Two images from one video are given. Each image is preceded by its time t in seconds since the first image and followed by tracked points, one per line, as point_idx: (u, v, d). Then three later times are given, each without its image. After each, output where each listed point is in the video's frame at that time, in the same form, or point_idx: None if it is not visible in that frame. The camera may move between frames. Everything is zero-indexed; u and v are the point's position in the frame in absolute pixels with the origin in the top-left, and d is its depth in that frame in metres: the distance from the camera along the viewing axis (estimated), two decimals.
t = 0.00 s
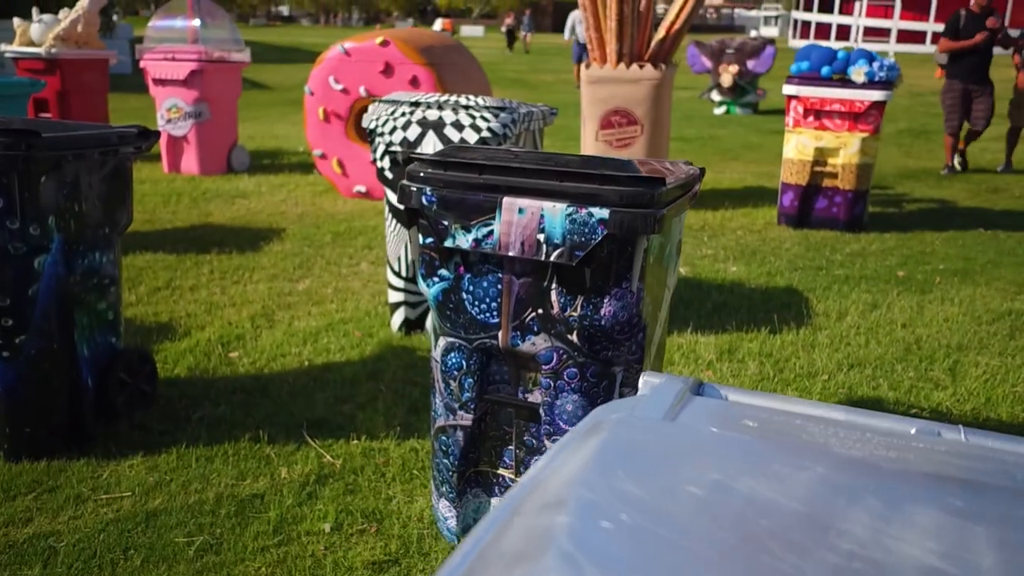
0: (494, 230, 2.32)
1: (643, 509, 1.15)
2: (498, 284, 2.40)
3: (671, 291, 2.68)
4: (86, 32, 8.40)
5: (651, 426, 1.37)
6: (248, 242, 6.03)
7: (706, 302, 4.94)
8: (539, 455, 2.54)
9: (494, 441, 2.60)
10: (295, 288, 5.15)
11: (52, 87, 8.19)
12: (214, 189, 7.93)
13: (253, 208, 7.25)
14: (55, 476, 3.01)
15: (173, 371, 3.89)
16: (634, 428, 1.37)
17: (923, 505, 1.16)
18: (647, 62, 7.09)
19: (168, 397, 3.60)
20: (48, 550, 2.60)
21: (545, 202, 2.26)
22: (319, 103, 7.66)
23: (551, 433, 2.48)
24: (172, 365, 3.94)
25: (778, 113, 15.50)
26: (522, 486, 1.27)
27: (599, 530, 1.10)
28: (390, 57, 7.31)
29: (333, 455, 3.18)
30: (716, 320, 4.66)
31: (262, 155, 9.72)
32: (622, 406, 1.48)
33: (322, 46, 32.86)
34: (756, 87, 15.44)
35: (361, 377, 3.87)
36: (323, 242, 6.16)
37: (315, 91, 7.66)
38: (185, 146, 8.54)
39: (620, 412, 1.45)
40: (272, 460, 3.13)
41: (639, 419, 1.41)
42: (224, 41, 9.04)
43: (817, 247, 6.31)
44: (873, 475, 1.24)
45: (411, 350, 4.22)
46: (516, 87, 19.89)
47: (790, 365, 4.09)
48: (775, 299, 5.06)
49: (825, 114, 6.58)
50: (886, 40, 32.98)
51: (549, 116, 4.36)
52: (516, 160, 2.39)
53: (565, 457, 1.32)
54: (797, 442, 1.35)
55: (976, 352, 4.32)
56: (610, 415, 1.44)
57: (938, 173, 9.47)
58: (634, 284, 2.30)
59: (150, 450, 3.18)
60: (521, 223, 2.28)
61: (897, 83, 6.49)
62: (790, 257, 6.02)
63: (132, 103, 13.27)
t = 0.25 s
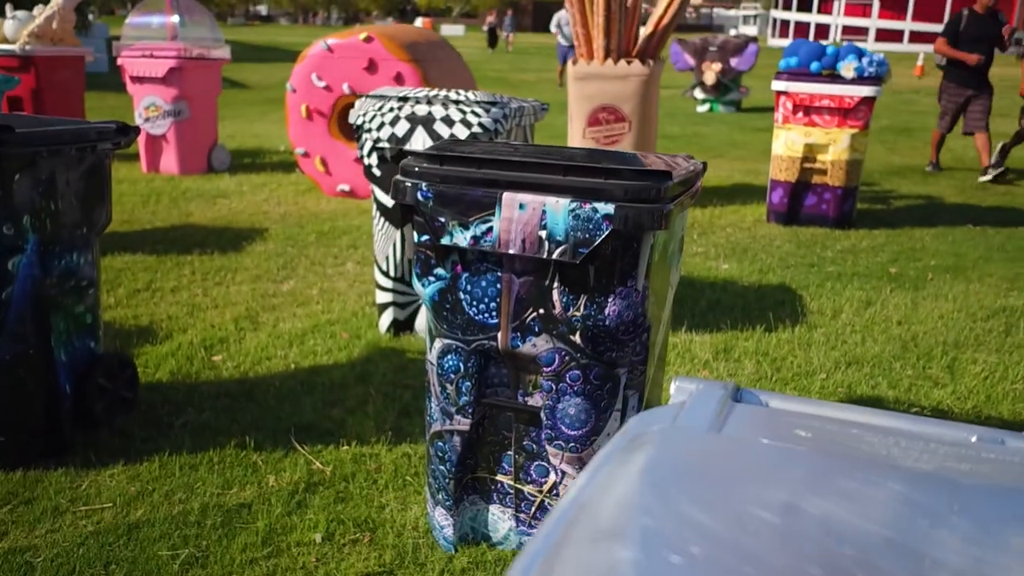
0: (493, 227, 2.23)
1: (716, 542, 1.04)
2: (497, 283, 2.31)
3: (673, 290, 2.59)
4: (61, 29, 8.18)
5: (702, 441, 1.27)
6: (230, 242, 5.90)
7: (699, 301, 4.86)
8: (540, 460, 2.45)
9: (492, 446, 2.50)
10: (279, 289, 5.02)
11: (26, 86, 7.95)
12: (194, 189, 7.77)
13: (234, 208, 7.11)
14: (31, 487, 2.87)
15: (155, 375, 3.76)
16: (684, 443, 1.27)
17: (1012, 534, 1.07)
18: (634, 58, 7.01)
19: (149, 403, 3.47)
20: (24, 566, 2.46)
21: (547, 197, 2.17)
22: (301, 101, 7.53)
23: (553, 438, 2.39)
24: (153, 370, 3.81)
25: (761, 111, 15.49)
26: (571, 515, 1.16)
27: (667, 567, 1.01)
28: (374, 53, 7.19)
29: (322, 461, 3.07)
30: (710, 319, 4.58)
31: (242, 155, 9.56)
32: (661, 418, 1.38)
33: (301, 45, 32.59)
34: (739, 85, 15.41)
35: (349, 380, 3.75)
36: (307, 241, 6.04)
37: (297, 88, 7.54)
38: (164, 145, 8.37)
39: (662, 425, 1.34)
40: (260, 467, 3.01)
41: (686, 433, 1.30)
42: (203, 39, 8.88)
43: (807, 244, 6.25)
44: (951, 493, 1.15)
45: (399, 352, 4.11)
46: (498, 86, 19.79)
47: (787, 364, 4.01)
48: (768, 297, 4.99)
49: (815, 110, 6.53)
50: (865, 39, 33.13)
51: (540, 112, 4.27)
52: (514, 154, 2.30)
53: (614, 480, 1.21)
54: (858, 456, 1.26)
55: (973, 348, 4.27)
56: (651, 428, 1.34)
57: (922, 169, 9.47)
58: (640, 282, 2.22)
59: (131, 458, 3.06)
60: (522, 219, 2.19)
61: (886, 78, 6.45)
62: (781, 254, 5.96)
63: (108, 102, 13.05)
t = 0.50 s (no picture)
0: (475, 225, 2.17)
1: (755, 557, 0.93)
2: (480, 283, 2.24)
3: (658, 288, 2.54)
4: (22, 27, 8.07)
5: (725, 445, 1.16)
6: (198, 244, 5.77)
7: (677, 298, 4.83)
8: (525, 464, 2.38)
9: (475, 450, 2.43)
10: (250, 291, 4.91)
11: None
12: (160, 190, 7.61)
13: (202, 209, 6.97)
14: None
15: (122, 381, 3.65)
16: (706, 448, 1.16)
17: None
18: (607, 55, 6.98)
19: (117, 410, 3.36)
20: None
21: (531, 194, 2.12)
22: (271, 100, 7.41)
23: (538, 441, 2.33)
24: (120, 376, 3.69)
25: (731, 109, 15.55)
26: (591, 533, 1.04)
27: None
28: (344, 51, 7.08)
29: (298, 468, 2.98)
30: (688, 317, 4.55)
31: (210, 155, 9.39)
32: (676, 423, 1.27)
33: (269, 45, 32.25)
34: (708, 84, 15.46)
35: (324, 384, 3.66)
36: (278, 243, 5.92)
37: (265, 87, 7.42)
38: (129, 145, 8.19)
39: (678, 431, 1.24)
40: (233, 475, 2.91)
41: (707, 438, 1.20)
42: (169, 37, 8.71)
43: (782, 240, 6.25)
44: (1000, 497, 1.05)
45: (375, 354, 4.02)
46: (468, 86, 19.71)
47: (767, 361, 3.99)
48: (746, 294, 4.97)
49: (788, 107, 6.54)
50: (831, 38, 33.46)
51: (516, 109, 4.21)
52: (496, 149, 2.24)
53: (635, 492, 1.10)
54: (892, 458, 1.16)
55: (950, 343, 4.26)
56: (668, 434, 1.23)
57: (892, 166, 9.54)
58: (626, 280, 2.17)
59: (98, 467, 2.95)
60: (505, 216, 2.14)
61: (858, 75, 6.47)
62: (756, 251, 5.95)
63: (70, 103, 12.79)
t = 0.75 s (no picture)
0: (458, 227, 2.12)
1: None
2: (464, 285, 2.20)
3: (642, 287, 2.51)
4: None
5: (751, 465, 1.05)
6: (169, 247, 5.66)
7: (655, 298, 4.81)
8: (511, 469, 2.34)
9: (460, 456, 2.39)
10: (223, 295, 4.82)
11: None
12: (128, 192, 7.48)
13: (171, 212, 6.85)
14: None
15: (93, 390, 3.55)
16: (731, 469, 1.04)
17: None
18: (581, 54, 6.96)
19: (88, 419, 3.26)
20: None
21: (516, 194, 2.08)
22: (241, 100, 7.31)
23: (524, 446, 2.28)
24: (91, 383, 3.60)
25: (702, 107, 15.61)
26: (615, 565, 0.92)
27: None
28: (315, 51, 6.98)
29: (276, 476, 2.91)
30: (667, 317, 4.53)
31: (179, 157, 9.24)
32: (694, 434, 1.15)
33: (236, 45, 31.92)
34: (679, 82, 15.51)
35: (301, 390, 3.59)
36: (251, 246, 5.83)
37: (235, 87, 7.34)
38: (96, 147, 8.04)
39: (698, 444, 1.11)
40: (210, 485, 2.84)
41: (732, 453, 1.08)
42: (135, 37, 8.55)
43: (757, 239, 6.26)
44: None
45: (352, 358, 3.96)
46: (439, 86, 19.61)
47: (748, 360, 3.98)
48: (724, 293, 4.96)
49: (761, 106, 6.57)
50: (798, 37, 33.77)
51: (492, 109, 4.17)
52: (479, 149, 2.19)
53: (657, 519, 0.98)
54: (929, 475, 1.06)
55: (927, 339, 4.28)
56: (686, 447, 1.11)
57: (864, 164, 9.61)
58: (612, 281, 2.13)
59: (70, 479, 2.86)
60: (489, 217, 2.09)
61: (831, 73, 6.48)
62: (732, 250, 5.96)
63: (34, 104, 12.53)
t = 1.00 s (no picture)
0: (452, 229, 2.07)
1: None
2: (458, 289, 2.14)
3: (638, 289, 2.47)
4: None
5: (801, 485, 0.96)
6: (147, 250, 5.56)
7: (642, 298, 4.77)
8: (506, 476, 2.28)
9: (453, 463, 2.33)
10: (204, 299, 4.73)
11: None
12: (104, 194, 7.35)
13: (149, 214, 6.73)
14: None
15: (72, 398, 3.46)
16: (780, 491, 0.95)
17: None
18: (564, 52, 6.93)
19: (67, 428, 3.17)
20: None
21: (511, 195, 2.02)
22: (219, 100, 7.20)
23: (520, 453, 2.23)
24: (69, 391, 3.51)
25: (682, 106, 15.64)
26: None
27: None
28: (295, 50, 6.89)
29: (263, 485, 2.84)
30: (655, 317, 4.50)
31: (156, 158, 9.11)
32: (730, 453, 1.06)
33: (212, 45, 31.65)
34: (659, 81, 15.53)
35: (286, 395, 3.52)
36: (231, 248, 5.74)
37: (213, 88, 7.22)
38: (70, 148, 7.90)
39: (739, 464, 1.02)
40: (195, 495, 2.77)
41: (779, 474, 0.98)
42: (111, 37, 8.41)
43: (742, 237, 6.25)
44: None
45: (338, 362, 3.89)
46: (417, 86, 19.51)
47: (738, 361, 3.95)
48: (711, 293, 4.93)
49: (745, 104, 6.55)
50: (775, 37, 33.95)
51: (477, 108, 4.12)
52: (472, 149, 2.13)
53: (706, 550, 0.88)
54: (997, 488, 0.99)
55: (915, 338, 4.27)
56: (726, 467, 1.02)
57: (844, 163, 9.65)
58: (610, 284, 2.09)
59: (49, 491, 2.77)
60: (483, 219, 2.04)
61: (813, 72, 6.48)
62: (717, 249, 5.94)
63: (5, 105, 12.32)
